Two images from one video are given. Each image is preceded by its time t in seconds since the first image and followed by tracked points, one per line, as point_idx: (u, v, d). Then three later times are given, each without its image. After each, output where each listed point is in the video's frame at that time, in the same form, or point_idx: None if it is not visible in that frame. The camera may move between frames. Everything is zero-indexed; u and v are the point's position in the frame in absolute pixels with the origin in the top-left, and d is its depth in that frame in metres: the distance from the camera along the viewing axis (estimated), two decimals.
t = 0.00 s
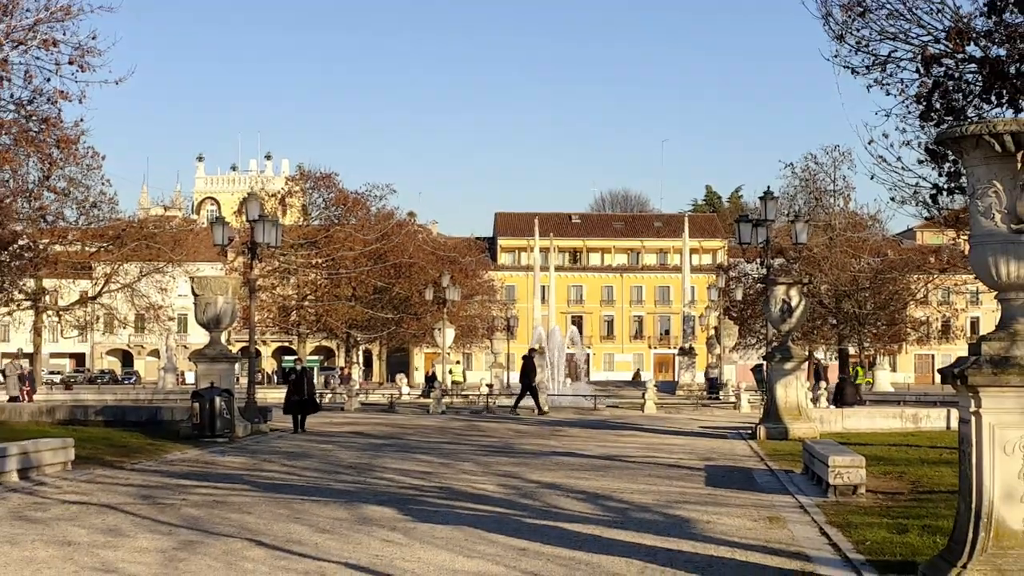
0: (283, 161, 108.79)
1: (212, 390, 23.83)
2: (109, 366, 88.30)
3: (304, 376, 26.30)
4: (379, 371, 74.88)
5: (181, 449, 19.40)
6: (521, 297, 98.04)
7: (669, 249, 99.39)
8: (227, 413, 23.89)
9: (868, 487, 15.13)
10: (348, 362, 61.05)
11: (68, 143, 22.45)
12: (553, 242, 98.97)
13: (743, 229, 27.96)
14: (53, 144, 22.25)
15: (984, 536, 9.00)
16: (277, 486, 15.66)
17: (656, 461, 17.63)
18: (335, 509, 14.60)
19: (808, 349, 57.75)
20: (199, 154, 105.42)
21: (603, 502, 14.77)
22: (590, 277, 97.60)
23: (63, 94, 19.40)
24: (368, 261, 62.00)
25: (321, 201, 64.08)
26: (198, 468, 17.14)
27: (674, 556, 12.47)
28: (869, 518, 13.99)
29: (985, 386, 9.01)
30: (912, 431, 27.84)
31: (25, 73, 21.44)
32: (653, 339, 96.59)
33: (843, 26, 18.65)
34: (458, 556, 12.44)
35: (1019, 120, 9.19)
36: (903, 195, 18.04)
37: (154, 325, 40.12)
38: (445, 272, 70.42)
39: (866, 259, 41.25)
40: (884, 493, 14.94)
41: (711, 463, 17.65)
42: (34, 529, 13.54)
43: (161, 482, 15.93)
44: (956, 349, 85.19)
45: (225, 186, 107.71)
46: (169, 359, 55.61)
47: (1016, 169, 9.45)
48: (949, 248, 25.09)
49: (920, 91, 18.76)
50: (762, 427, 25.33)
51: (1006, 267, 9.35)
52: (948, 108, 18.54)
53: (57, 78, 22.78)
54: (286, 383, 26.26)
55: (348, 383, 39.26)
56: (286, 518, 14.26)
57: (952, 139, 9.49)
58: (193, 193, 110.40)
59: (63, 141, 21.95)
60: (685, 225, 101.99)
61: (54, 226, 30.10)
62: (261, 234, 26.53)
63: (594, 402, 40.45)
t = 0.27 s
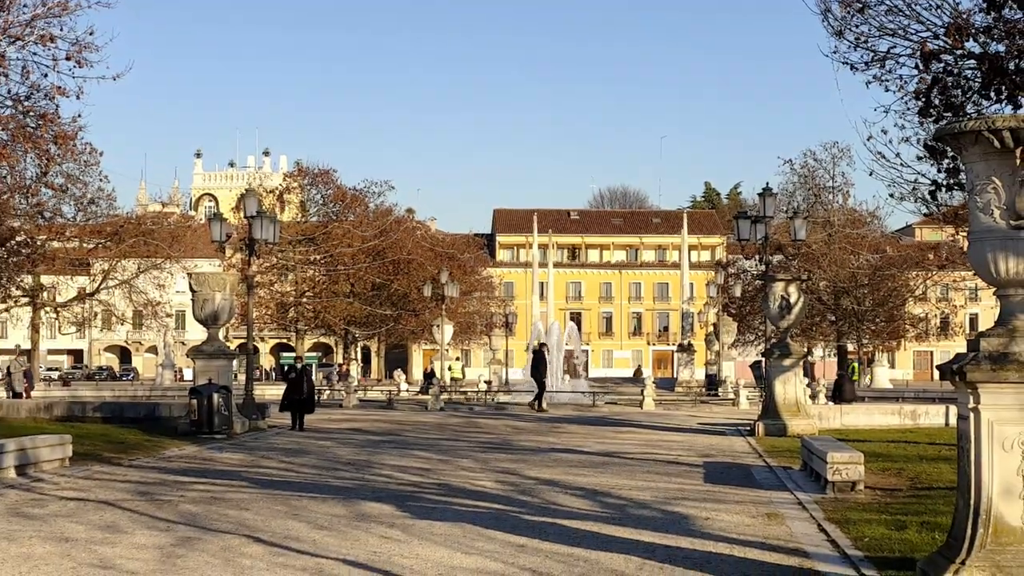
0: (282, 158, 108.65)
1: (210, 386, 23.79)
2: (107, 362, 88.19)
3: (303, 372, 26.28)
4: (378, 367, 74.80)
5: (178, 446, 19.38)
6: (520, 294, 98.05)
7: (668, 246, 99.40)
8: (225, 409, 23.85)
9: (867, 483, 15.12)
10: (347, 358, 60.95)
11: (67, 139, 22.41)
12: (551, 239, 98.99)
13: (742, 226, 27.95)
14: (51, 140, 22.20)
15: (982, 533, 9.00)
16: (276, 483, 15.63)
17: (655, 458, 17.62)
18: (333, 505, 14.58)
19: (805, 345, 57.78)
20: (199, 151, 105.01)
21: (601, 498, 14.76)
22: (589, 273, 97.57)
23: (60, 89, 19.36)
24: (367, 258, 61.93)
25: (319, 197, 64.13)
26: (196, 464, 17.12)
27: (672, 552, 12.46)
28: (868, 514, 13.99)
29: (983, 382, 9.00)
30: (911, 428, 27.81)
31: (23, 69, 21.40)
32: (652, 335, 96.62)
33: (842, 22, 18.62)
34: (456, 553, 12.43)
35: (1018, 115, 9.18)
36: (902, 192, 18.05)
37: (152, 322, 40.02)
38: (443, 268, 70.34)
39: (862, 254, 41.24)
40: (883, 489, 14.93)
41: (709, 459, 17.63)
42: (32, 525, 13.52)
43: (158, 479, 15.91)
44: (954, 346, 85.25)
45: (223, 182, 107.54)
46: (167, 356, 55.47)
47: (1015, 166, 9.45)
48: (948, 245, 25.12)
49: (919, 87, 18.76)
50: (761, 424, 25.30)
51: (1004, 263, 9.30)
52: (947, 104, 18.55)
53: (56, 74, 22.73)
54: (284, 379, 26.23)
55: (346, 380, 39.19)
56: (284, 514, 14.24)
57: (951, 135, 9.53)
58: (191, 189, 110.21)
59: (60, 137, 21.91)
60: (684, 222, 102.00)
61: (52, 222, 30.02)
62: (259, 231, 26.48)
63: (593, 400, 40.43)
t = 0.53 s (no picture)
0: (281, 154, 108.58)
1: (208, 384, 23.77)
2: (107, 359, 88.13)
3: (304, 369, 26.25)
4: (377, 364, 74.76)
5: (177, 443, 19.37)
6: (519, 291, 98.03)
7: (667, 243, 99.37)
8: (224, 406, 23.84)
9: (865, 480, 15.15)
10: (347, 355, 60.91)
11: (65, 136, 22.38)
12: (551, 236, 98.98)
13: (741, 222, 27.88)
14: (49, 137, 22.18)
15: (982, 529, 9.00)
16: (275, 479, 15.63)
17: (655, 455, 17.61)
18: (332, 502, 14.59)
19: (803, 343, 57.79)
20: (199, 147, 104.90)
21: (601, 495, 14.75)
22: (588, 270, 97.50)
23: (59, 86, 19.35)
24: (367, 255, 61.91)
25: (319, 194, 64.17)
26: (195, 461, 17.12)
27: (672, 549, 12.47)
28: (867, 510, 14.01)
29: (981, 378, 9.01)
30: (910, 424, 27.82)
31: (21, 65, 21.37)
32: (651, 332, 96.58)
33: (841, 17, 18.59)
34: (456, 550, 12.44)
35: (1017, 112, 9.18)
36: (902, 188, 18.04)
37: (152, 319, 40.02)
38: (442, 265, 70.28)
39: (859, 251, 41.31)
40: (882, 486, 14.94)
41: (708, 456, 17.65)
42: (30, 522, 13.52)
43: (157, 476, 15.91)
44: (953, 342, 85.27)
45: (223, 179, 107.43)
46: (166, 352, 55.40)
47: (1014, 161, 9.43)
48: (946, 242, 25.17)
49: (919, 83, 18.73)
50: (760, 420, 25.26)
51: (1004, 260, 9.33)
52: (947, 100, 18.54)
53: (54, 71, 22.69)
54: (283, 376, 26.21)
55: (345, 377, 39.16)
56: (283, 511, 14.24)
57: (950, 131, 9.50)
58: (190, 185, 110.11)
59: (57, 132, 21.91)
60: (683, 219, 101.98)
61: (51, 219, 29.97)
62: (258, 228, 26.44)
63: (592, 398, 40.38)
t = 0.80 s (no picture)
0: (277, 143, 108.34)
1: (204, 372, 23.72)
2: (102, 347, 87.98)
3: (300, 360, 26.20)
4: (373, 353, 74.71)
5: (172, 432, 19.32)
6: (516, 281, 98.07)
7: (664, 233, 99.39)
8: (220, 395, 23.79)
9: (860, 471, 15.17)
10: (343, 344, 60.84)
11: (60, 123, 22.30)
12: (548, 226, 98.97)
13: (738, 213, 27.70)
14: (44, 125, 22.09)
15: (975, 521, 8.94)
16: (270, 469, 15.60)
17: (652, 445, 17.62)
18: (327, 492, 14.56)
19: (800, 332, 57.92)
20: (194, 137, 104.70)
21: (596, 485, 14.75)
22: (585, 260, 97.48)
23: (56, 74, 19.30)
24: (364, 244, 61.84)
25: (315, 182, 64.09)
26: (191, 450, 17.09)
27: (667, 540, 12.46)
28: (862, 501, 14.01)
29: (977, 370, 8.94)
30: (906, 416, 27.79)
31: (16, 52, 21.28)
32: (648, 322, 96.68)
33: (838, 9, 18.60)
34: (451, 540, 12.42)
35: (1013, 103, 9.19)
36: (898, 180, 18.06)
37: (148, 307, 39.91)
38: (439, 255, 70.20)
39: (856, 241, 41.36)
40: (877, 476, 14.96)
41: (704, 446, 17.66)
42: (25, 511, 13.48)
43: (152, 465, 15.86)
44: (948, 334, 85.46)
45: (220, 167, 107.21)
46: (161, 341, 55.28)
47: (1010, 155, 9.44)
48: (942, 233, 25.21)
49: (915, 75, 18.75)
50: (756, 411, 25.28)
51: (999, 252, 9.32)
52: (943, 92, 18.56)
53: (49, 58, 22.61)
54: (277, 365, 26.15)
55: (341, 366, 39.08)
56: (278, 500, 14.21)
57: (947, 123, 9.51)
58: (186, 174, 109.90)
59: (53, 120, 21.84)
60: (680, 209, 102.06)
61: (46, 208, 29.86)
62: (254, 216, 26.38)
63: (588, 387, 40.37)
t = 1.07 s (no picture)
0: (269, 142, 108.14)
1: (196, 372, 23.62)
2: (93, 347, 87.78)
3: (291, 360, 26.09)
4: (368, 352, 74.55)
5: (164, 432, 19.24)
6: (509, 281, 98.10)
7: (658, 233, 99.38)
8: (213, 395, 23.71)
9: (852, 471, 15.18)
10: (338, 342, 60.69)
11: (52, 123, 22.17)
12: (541, 225, 98.96)
13: (732, 212, 27.83)
14: (36, 124, 21.97)
15: (967, 521, 8.86)
16: (262, 469, 15.53)
17: (644, 445, 17.61)
18: (320, 493, 14.50)
19: (796, 330, 58.03)
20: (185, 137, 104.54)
21: (589, 485, 14.73)
22: (578, 260, 97.50)
23: (47, 73, 19.22)
24: (358, 244, 61.76)
25: (309, 182, 63.92)
26: (182, 450, 17.02)
27: (659, 540, 12.45)
28: (854, 501, 14.03)
29: (968, 370, 8.90)
30: (898, 415, 27.84)
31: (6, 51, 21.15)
32: (641, 322, 96.80)
33: (831, 9, 18.64)
34: (442, 540, 12.39)
35: (1004, 106, 9.21)
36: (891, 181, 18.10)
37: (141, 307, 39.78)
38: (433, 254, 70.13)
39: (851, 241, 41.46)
40: (869, 476, 14.97)
41: (697, 446, 17.66)
42: (14, 512, 13.42)
43: (143, 465, 15.80)
44: (940, 333, 85.70)
45: (211, 167, 106.90)
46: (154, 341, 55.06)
47: (1001, 156, 9.45)
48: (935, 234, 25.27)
49: (907, 75, 18.82)
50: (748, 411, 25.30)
51: (991, 253, 9.34)
52: (935, 94, 18.62)
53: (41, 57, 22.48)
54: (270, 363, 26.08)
55: (335, 366, 38.97)
56: (269, 501, 14.15)
57: (938, 125, 9.54)
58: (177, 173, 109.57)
59: (45, 119, 21.72)
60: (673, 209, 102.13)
61: (38, 207, 29.71)
62: (247, 215, 26.31)
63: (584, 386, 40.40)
